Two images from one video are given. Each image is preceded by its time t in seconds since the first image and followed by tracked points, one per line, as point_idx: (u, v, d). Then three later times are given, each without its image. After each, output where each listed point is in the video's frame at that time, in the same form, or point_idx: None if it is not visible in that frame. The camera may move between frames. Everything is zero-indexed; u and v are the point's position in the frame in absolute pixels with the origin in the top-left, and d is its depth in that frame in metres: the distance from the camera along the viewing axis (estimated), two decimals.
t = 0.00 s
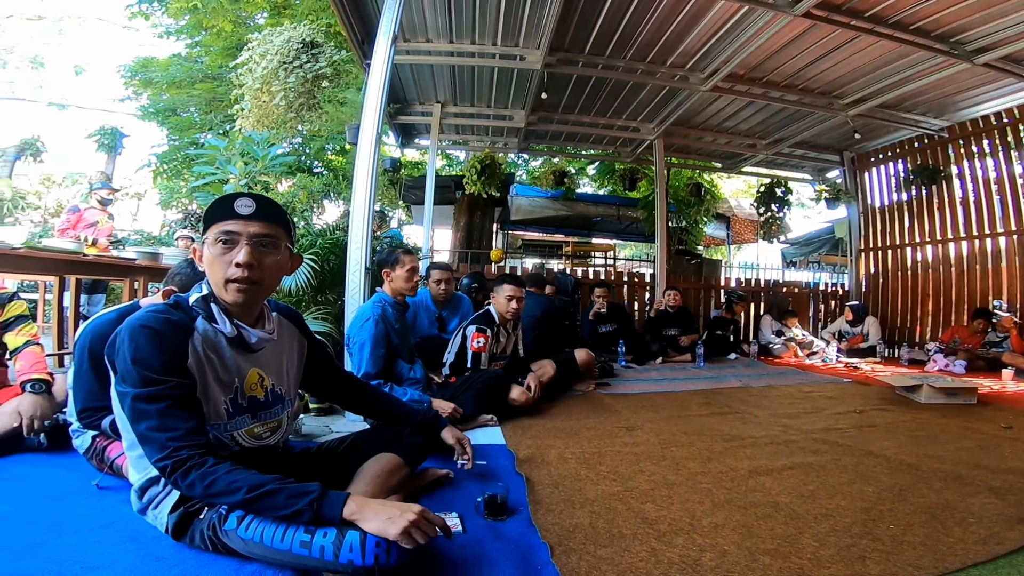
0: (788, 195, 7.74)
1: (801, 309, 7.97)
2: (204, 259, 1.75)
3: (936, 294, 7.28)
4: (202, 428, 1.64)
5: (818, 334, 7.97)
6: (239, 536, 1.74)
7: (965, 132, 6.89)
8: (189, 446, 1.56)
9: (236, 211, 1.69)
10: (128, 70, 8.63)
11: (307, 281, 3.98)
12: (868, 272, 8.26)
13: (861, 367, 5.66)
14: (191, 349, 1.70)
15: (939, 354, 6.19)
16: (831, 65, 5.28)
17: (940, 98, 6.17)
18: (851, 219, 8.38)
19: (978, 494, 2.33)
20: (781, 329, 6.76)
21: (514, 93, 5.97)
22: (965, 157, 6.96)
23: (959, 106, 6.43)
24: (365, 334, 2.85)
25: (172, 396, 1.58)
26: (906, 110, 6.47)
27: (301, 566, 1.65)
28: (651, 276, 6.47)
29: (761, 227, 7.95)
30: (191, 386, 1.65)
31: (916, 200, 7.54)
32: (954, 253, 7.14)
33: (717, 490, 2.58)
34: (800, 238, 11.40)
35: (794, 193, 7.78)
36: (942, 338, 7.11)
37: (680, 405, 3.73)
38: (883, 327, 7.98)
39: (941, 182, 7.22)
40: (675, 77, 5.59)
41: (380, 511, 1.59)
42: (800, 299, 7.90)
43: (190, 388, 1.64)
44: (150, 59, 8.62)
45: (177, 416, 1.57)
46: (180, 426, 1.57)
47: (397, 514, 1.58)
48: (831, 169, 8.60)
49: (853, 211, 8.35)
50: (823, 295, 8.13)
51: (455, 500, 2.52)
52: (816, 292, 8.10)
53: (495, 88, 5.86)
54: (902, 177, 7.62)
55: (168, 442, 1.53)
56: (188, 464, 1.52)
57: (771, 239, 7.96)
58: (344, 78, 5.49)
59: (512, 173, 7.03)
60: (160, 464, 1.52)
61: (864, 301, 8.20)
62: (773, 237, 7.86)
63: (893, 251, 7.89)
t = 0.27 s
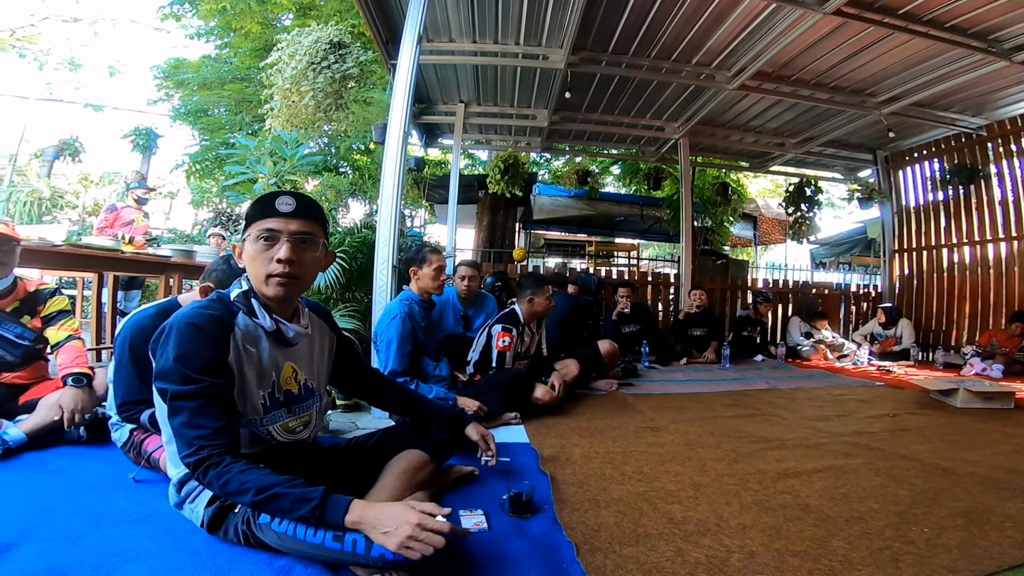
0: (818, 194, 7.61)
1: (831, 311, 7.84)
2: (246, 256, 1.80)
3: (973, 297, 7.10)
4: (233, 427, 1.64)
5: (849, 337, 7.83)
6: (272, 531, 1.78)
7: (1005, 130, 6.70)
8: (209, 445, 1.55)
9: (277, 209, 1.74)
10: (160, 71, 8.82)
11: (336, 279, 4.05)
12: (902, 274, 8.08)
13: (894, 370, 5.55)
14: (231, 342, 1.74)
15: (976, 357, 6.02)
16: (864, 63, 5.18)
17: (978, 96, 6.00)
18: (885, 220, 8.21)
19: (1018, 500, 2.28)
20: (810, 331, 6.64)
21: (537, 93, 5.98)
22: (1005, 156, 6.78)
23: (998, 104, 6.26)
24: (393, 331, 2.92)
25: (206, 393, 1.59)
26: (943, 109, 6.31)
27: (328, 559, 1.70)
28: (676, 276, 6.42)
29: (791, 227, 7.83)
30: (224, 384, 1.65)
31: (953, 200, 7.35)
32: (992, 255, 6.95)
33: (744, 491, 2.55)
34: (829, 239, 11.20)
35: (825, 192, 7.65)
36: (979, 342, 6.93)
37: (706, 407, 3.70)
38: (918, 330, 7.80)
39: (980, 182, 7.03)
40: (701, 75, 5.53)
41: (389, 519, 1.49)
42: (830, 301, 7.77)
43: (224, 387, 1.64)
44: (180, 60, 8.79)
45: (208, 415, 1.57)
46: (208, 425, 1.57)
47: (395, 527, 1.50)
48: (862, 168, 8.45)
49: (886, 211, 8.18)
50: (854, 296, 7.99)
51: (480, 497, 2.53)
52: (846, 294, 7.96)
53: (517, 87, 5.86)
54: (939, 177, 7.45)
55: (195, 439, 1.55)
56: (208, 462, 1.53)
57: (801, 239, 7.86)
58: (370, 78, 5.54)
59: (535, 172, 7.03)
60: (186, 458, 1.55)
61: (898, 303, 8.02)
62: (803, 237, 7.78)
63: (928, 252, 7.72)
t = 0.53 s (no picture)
0: (839, 195, 7.53)
1: (852, 313, 7.76)
2: (274, 256, 1.83)
3: (999, 299, 6.97)
4: (226, 435, 1.62)
5: (870, 339, 7.73)
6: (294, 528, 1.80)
7: None
8: (195, 451, 1.55)
9: (307, 211, 1.77)
10: (181, 72, 8.95)
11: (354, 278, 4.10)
12: (924, 275, 7.97)
13: (917, 373, 5.47)
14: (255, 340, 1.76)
15: (1000, 361, 5.91)
16: (886, 63, 5.11)
17: (1002, 95, 5.89)
18: (907, 220, 8.09)
19: None
20: (830, 333, 6.57)
21: (552, 93, 5.98)
22: None
23: None
24: (410, 331, 2.99)
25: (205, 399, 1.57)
26: (967, 109, 6.20)
27: (346, 560, 1.74)
28: (693, 277, 6.39)
29: (812, 228, 7.76)
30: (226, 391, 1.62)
31: (978, 201, 7.22)
32: (1018, 256, 6.81)
33: (763, 494, 2.53)
34: (850, 240, 11.06)
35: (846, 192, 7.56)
36: (1004, 345, 6.81)
37: (723, 408, 3.67)
38: (941, 333, 7.67)
39: (1005, 182, 6.90)
40: (718, 75, 5.50)
41: None
42: (851, 303, 7.70)
43: (220, 395, 1.59)
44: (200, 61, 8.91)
45: (197, 425, 1.55)
46: (199, 431, 1.56)
47: None
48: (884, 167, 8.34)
49: (909, 211, 8.06)
50: (875, 298, 7.89)
51: (496, 497, 2.54)
52: (867, 296, 7.87)
53: (531, 87, 5.87)
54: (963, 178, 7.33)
55: (184, 441, 1.55)
56: (190, 467, 1.54)
57: (821, 240, 7.79)
58: (387, 78, 5.57)
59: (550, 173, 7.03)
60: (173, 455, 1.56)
61: (921, 304, 7.91)
62: (823, 237, 7.71)
63: (952, 253, 7.59)
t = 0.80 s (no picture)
0: (860, 196, 7.43)
1: (874, 316, 7.66)
2: (297, 256, 1.89)
3: None
4: (243, 434, 1.67)
5: (892, 343, 7.62)
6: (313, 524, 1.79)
7: None
8: (212, 449, 1.62)
9: (332, 214, 1.84)
10: (201, 74, 9.08)
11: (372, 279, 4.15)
12: (948, 278, 7.83)
13: (941, 377, 5.38)
14: (277, 342, 1.79)
15: None
16: (909, 62, 5.03)
17: None
18: (931, 221, 7.96)
19: None
20: (850, 336, 6.48)
21: (567, 93, 5.96)
22: None
23: None
24: (427, 331, 3.07)
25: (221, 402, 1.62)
26: (992, 108, 6.07)
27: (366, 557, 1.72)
28: (709, 278, 6.35)
29: (832, 229, 7.68)
30: (245, 393, 1.67)
31: (1003, 202, 7.08)
32: None
33: (781, 497, 2.50)
34: (871, 241, 10.90)
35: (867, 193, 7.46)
36: None
37: (740, 411, 3.65)
38: (965, 336, 7.53)
39: None
40: (736, 75, 5.45)
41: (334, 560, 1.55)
42: (872, 305, 7.60)
43: (238, 398, 1.65)
44: (219, 63, 9.02)
45: (214, 427, 1.61)
46: (217, 432, 1.62)
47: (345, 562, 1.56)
48: (906, 167, 8.20)
49: (932, 212, 7.93)
50: (896, 301, 7.78)
51: (512, 498, 2.53)
52: (888, 298, 7.75)
53: (546, 88, 5.86)
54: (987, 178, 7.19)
55: (202, 440, 1.62)
56: (207, 464, 1.61)
57: (841, 241, 7.70)
58: (403, 79, 5.59)
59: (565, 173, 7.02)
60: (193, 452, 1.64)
61: (944, 307, 7.77)
62: (843, 238, 7.60)
63: (976, 255, 7.45)
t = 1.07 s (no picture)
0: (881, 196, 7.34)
1: (895, 318, 7.57)
2: (320, 258, 1.91)
3: None
4: (255, 428, 1.72)
5: (914, 345, 7.52)
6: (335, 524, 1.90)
7: None
8: (223, 441, 1.68)
9: (354, 217, 1.86)
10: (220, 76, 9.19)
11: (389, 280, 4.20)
12: (972, 279, 7.70)
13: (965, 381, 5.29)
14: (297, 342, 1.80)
15: None
16: (931, 62, 4.96)
17: None
18: (955, 222, 7.83)
19: None
20: (871, 338, 6.40)
21: (582, 93, 5.95)
22: None
23: None
24: (445, 331, 3.14)
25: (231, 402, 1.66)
26: (1016, 107, 5.96)
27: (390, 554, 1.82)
28: (727, 279, 6.31)
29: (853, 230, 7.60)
30: (257, 394, 1.69)
31: None
32: None
33: (800, 499, 2.48)
34: (892, 242, 10.74)
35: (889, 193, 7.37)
36: None
37: (758, 413, 3.62)
38: (988, 338, 7.40)
39: None
40: (753, 75, 5.41)
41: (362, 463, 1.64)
42: (894, 307, 7.51)
43: (250, 398, 1.68)
44: (237, 65, 9.12)
45: (225, 424, 1.67)
46: (229, 428, 1.67)
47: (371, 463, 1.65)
48: (928, 167, 8.07)
49: (956, 213, 7.80)
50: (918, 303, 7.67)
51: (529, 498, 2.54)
52: (909, 300, 7.65)
53: (561, 88, 5.85)
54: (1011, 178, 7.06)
55: (213, 436, 1.68)
56: (222, 451, 1.67)
57: (862, 242, 7.62)
58: (420, 81, 5.62)
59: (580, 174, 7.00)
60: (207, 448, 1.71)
61: (968, 309, 7.65)
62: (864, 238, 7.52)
63: (1001, 257, 7.31)
